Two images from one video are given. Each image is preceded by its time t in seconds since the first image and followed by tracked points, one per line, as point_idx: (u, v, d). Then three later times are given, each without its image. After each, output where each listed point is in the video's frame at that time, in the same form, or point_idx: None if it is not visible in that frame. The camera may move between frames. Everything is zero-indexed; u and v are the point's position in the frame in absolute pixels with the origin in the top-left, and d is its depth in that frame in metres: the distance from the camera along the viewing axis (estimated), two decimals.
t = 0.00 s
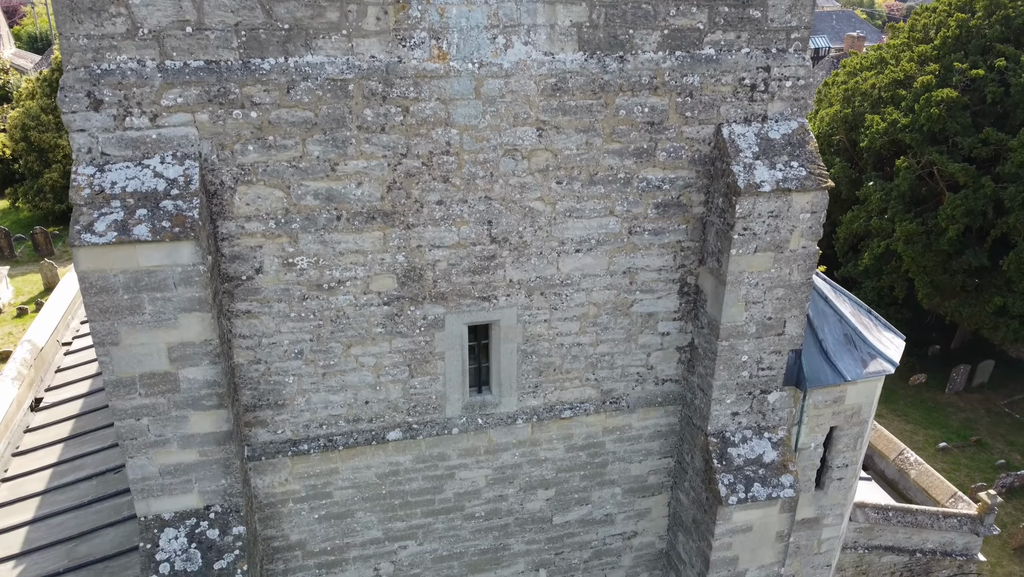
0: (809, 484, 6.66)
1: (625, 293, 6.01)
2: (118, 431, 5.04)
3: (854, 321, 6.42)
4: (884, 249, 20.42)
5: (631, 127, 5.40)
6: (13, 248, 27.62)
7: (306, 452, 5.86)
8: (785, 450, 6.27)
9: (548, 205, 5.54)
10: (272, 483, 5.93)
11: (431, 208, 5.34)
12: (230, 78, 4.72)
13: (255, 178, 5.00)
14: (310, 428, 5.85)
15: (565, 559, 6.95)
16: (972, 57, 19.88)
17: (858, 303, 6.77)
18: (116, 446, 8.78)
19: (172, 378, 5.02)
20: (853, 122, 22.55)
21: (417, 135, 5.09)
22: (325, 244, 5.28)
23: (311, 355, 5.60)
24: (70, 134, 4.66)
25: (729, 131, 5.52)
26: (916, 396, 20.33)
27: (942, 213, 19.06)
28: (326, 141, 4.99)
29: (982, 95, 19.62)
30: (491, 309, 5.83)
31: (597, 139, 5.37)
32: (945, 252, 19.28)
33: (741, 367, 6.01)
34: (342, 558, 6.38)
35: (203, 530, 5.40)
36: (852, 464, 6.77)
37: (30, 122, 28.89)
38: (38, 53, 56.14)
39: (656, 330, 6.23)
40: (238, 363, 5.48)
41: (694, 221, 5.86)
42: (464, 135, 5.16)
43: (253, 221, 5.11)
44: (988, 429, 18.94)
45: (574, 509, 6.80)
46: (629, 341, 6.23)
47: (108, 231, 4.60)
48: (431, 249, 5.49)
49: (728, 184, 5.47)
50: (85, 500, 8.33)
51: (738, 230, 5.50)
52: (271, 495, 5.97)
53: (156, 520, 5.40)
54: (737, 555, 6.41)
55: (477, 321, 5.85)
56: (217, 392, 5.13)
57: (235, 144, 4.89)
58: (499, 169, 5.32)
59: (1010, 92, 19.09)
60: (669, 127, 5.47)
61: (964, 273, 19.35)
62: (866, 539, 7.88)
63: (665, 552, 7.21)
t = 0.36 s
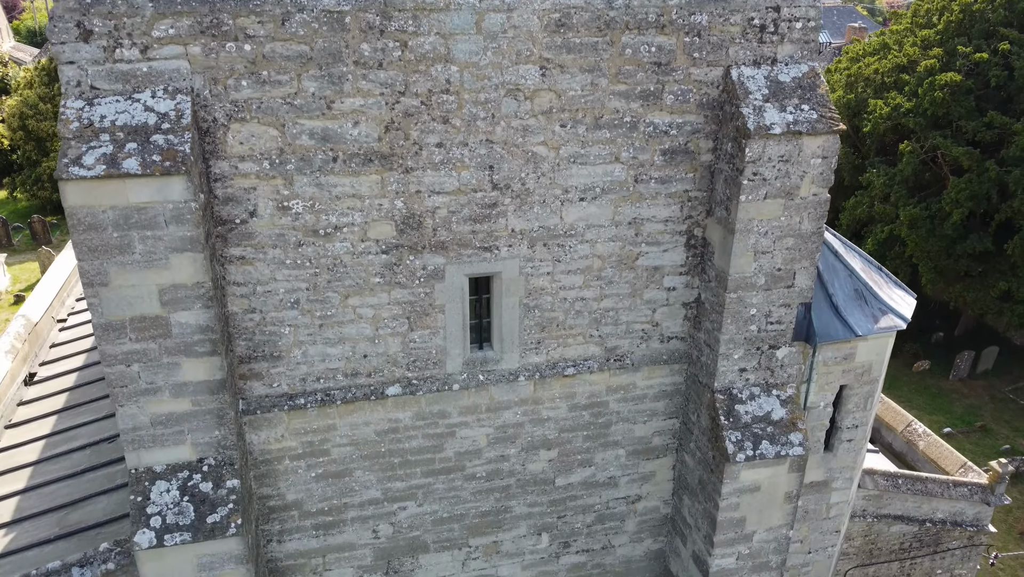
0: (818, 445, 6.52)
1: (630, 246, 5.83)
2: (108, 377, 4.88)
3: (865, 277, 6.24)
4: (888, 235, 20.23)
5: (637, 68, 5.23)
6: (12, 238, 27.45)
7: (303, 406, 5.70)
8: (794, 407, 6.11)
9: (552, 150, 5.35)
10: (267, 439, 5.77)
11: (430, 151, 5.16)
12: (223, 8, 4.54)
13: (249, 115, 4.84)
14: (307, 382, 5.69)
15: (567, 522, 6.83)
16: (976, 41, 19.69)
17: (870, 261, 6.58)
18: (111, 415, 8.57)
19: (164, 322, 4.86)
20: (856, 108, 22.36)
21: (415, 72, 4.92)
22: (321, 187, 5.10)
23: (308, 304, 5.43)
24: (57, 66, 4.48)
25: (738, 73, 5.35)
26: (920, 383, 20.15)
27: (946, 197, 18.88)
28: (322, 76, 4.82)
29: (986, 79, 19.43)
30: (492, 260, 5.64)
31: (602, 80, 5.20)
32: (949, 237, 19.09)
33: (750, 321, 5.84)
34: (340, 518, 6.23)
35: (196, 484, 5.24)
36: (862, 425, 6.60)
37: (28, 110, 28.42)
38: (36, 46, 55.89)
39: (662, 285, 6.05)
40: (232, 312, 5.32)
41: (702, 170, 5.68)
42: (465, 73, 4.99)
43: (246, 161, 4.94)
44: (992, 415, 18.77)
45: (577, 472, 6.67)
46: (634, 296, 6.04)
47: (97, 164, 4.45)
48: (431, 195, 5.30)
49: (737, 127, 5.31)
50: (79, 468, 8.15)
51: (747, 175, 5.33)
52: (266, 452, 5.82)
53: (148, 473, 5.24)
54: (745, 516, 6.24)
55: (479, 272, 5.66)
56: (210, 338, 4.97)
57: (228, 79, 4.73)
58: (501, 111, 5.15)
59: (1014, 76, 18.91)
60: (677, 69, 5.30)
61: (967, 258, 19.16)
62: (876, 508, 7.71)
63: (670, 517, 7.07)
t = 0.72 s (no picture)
0: (827, 405, 6.36)
1: (636, 196, 5.64)
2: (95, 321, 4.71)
3: (876, 230, 6.07)
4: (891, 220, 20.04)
5: (643, 6, 5.06)
6: (9, 226, 27.25)
7: (298, 359, 5.53)
8: (803, 364, 5.94)
9: (555, 92, 5.17)
10: (262, 394, 5.61)
11: (429, 91, 4.98)
12: None
13: (242, 49, 4.66)
14: (302, 334, 5.51)
15: (570, 486, 6.69)
16: (980, 25, 19.49)
17: (882, 217, 6.41)
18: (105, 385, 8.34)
19: (154, 263, 4.70)
20: (859, 94, 22.18)
21: (413, 5, 4.74)
22: (317, 127, 4.93)
23: (303, 252, 5.25)
24: None
25: (748, 13, 5.18)
26: (923, 370, 19.99)
27: (950, 181, 18.66)
28: (317, 9, 4.64)
29: (990, 63, 19.23)
30: (493, 209, 5.43)
31: (607, 17, 5.02)
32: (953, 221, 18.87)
33: (759, 273, 5.67)
34: (337, 479, 6.08)
35: (187, 435, 5.08)
36: (873, 385, 6.42)
37: (26, 100, 27.89)
38: (35, 38, 55.66)
39: (668, 239, 5.86)
40: (224, 259, 5.14)
41: (710, 116, 5.51)
42: (465, 8, 4.81)
43: (239, 98, 4.76)
44: (997, 401, 18.59)
45: (579, 433, 6.53)
46: (639, 250, 5.86)
47: (84, 94, 4.28)
48: (430, 138, 5.11)
49: (747, 68, 5.13)
50: (71, 437, 7.94)
51: (757, 118, 5.16)
52: (261, 407, 5.65)
53: (137, 423, 5.07)
54: (752, 477, 6.07)
55: (479, 221, 5.45)
56: (201, 281, 4.80)
57: (219, 11, 4.56)
58: (502, 49, 4.97)
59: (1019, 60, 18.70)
60: (684, 8, 5.13)
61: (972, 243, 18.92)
62: (885, 476, 7.53)
63: (674, 482, 6.92)
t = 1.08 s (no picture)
0: (837, 364, 6.19)
1: (642, 143, 5.46)
2: (82, 262, 4.55)
3: (887, 183, 5.91)
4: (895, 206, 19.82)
5: None
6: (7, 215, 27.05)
7: (293, 310, 5.35)
8: (813, 319, 5.77)
9: (558, 30, 4.99)
10: (255, 346, 5.44)
11: (427, 27, 4.80)
12: None
13: None
14: (297, 284, 5.34)
15: (572, 448, 6.55)
16: (984, 9, 19.30)
17: (893, 171, 6.24)
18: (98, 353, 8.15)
19: (142, 202, 4.54)
20: (862, 80, 21.99)
21: None
22: (311, 64, 4.76)
23: (297, 197, 5.08)
24: None
25: None
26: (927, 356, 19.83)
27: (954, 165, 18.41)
28: None
29: (994, 46, 19.04)
30: (494, 155, 5.23)
31: None
32: (958, 206, 18.61)
33: (767, 223, 5.49)
34: (334, 438, 5.92)
35: (178, 384, 4.91)
36: (883, 344, 6.27)
37: (24, 89, 27.43)
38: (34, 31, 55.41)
39: (675, 189, 5.68)
40: (215, 203, 4.97)
41: (717, 60, 5.34)
42: None
43: (230, 32, 4.58)
44: (1002, 387, 18.40)
45: (582, 395, 6.35)
46: (645, 201, 5.66)
47: (70, 21, 4.10)
48: (428, 77, 4.93)
49: (756, 6, 4.96)
50: (62, 406, 7.75)
51: (766, 58, 4.99)
52: (254, 361, 5.48)
53: (126, 372, 4.91)
54: (759, 436, 5.91)
55: (479, 167, 5.25)
56: (192, 222, 4.65)
57: None
58: None
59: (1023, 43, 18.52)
60: None
61: (977, 227, 18.64)
62: (894, 444, 7.36)
63: (679, 446, 6.76)
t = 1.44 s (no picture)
0: (846, 319, 6.04)
1: (647, 86, 5.31)
2: (69, 198, 4.41)
3: (897, 132, 5.75)
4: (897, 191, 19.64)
5: None
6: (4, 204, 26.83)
7: (288, 257, 5.18)
8: (822, 270, 5.62)
9: None
10: (249, 295, 5.28)
11: None
12: None
13: None
14: (292, 230, 5.17)
15: (574, 408, 6.41)
16: None
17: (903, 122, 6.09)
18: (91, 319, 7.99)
19: (132, 135, 4.39)
20: (864, 65, 21.84)
21: None
22: None
23: (291, 138, 4.92)
24: None
25: None
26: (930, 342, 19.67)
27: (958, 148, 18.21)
28: None
29: (997, 30, 18.89)
30: (494, 96, 5.07)
31: None
32: (961, 190, 18.39)
33: (776, 169, 5.33)
34: (331, 393, 5.76)
35: (169, 328, 4.77)
36: (893, 299, 6.13)
37: (21, 77, 27.01)
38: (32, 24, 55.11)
39: (681, 136, 5.51)
40: (207, 142, 4.81)
41: None
42: None
43: None
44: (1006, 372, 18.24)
45: (584, 352, 6.18)
46: (651, 148, 5.49)
47: None
48: (427, 12, 4.78)
49: None
50: (54, 371, 7.58)
51: None
52: (248, 311, 5.32)
53: (115, 316, 4.76)
54: (767, 391, 5.76)
55: (480, 109, 5.09)
56: (183, 157, 4.50)
57: None
58: None
59: None
60: None
61: (981, 211, 18.38)
62: (903, 408, 7.20)
63: (683, 408, 6.62)
